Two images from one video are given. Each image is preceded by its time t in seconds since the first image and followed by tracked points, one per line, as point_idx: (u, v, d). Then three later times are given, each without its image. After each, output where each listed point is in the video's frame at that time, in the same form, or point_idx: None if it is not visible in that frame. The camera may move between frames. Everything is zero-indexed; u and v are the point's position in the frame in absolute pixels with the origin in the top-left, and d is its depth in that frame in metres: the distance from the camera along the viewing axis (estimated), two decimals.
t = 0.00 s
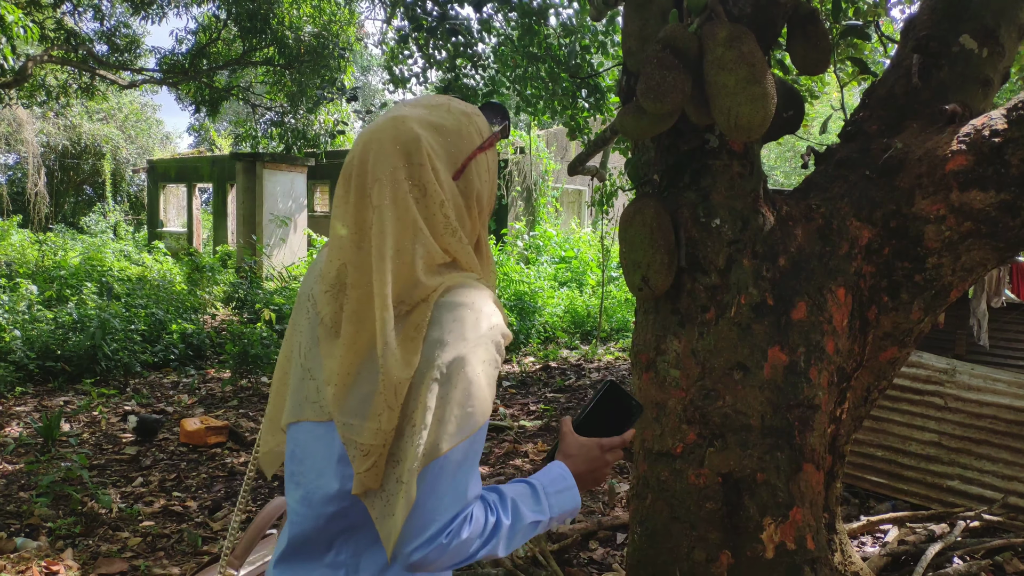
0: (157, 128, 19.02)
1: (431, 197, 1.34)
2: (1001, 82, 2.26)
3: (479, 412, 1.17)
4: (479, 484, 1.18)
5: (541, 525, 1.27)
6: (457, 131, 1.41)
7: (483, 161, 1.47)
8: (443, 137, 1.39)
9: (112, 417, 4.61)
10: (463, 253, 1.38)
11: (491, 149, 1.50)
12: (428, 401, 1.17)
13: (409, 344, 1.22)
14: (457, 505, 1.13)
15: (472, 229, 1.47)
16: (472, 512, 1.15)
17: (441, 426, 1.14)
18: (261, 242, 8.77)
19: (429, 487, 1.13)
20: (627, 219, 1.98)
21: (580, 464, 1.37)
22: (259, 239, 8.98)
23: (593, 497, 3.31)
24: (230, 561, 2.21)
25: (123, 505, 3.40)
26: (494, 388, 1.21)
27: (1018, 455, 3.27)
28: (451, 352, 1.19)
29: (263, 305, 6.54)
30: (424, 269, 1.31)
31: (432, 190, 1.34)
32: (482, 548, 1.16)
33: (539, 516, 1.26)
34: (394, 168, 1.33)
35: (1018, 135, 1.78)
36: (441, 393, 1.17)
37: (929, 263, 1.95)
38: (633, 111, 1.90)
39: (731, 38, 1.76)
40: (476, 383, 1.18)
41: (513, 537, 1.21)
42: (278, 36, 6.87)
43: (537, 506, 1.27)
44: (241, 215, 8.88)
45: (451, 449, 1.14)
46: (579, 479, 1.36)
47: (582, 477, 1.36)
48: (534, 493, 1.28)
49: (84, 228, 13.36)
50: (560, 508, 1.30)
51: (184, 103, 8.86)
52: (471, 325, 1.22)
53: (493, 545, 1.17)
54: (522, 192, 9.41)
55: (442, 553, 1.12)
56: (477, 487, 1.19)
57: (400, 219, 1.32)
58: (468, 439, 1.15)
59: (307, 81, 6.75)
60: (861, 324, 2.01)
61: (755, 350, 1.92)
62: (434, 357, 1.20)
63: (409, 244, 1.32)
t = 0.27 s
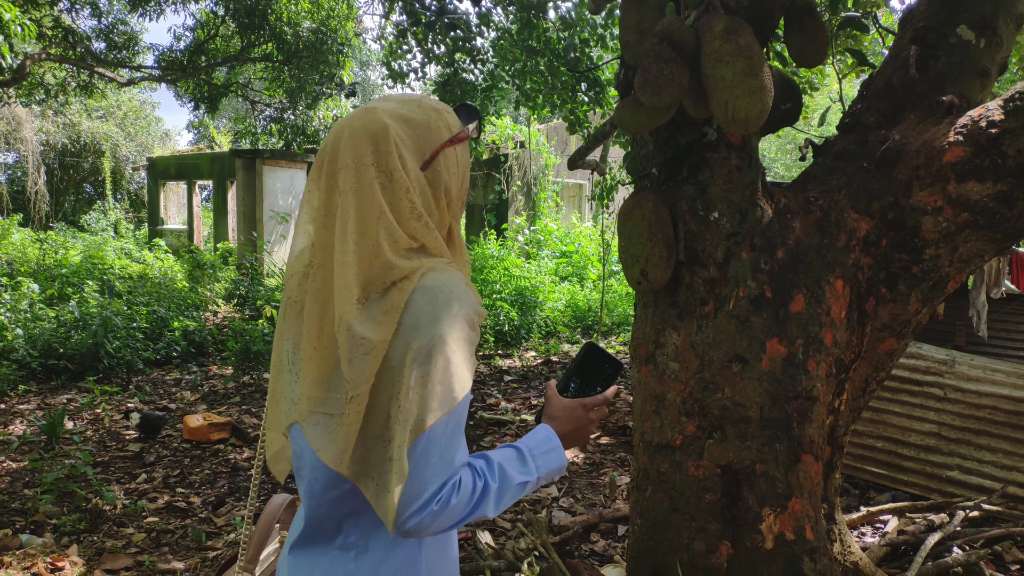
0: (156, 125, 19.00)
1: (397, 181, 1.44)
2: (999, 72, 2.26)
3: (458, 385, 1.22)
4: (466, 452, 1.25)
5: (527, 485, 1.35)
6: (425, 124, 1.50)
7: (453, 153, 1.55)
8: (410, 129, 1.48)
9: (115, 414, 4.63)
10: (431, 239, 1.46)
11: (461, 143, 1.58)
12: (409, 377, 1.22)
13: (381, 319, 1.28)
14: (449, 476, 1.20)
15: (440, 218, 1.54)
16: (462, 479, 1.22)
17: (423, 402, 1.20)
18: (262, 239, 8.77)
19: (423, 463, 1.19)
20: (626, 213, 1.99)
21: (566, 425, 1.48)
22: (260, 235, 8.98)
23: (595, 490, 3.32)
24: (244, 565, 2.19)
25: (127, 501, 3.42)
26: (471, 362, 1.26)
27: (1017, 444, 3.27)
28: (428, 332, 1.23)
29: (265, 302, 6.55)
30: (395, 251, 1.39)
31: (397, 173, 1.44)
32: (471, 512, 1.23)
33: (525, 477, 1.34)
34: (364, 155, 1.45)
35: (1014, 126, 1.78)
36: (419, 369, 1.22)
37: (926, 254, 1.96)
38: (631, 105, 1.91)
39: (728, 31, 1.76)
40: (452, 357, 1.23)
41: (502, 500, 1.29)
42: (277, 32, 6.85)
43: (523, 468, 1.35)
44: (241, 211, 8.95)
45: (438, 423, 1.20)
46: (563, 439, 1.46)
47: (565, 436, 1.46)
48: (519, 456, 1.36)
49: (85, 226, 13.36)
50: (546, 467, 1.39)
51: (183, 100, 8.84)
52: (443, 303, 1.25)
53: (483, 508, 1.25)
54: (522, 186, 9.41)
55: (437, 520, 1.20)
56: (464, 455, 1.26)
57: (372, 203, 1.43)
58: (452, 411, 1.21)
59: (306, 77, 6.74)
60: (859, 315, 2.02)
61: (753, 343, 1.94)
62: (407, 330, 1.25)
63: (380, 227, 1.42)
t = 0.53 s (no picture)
0: (158, 126, 19.03)
1: (369, 179, 1.47)
2: (995, 71, 2.26)
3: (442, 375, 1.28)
4: (452, 438, 1.32)
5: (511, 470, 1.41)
6: (401, 128, 1.53)
7: (431, 158, 1.56)
8: (386, 132, 1.51)
9: (117, 414, 4.65)
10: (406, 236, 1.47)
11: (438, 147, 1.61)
12: (395, 371, 1.26)
13: (361, 313, 1.31)
14: (434, 461, 1.27)
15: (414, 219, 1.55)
16: (449, 463, 1.29)
17: (410, 392, 1.25)
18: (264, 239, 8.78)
19: (411, 448, 1.26)
20: (624, 211, 2.00)
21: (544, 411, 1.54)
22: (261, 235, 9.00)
23: (595, 488, 3.33)
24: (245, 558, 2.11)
25: (129, 501, 3.44)
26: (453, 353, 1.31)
27: (1017, 442, 3.28)
28: (411, 326, 1.27)
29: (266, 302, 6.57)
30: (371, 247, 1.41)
31: (368, 171, 1.47)
32: (461, 494, 1.30)
33: (511, 461, 1.41)
34: (337, 154, 1.49)
35: (1009, 124, 1.78)
36: (403, 361, 1.26)
37: (924, 252, 1.96)
38: (629, 105, 1.91)
39: (725, 31, 1.77)
40: (435, 349, 1.27)
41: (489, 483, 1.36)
42: (278, 32, 6.87)
43: (508, 452, 1.41)
44: (242, 211, 9.01)
45: (426, 409, 1.26)
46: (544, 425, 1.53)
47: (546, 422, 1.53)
48: (505, 441, 1.42)
49: (87, 227, 13.39)
50: (529, 452, 1.45)
51: (184, 101, 8.86)
52: (423, 298, 1.29)
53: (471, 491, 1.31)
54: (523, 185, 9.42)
55: (427, 503, 1.26)
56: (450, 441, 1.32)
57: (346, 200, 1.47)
58: (438, 398, 1.26)
59: (307, 78, 6.75)
60: (857, 313, 2.03)
61: (752, 340, 1.95)
62: (388, 324, 1.29)
63: (354, 223, 1.44)
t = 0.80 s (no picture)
0: (160, 128, 19.10)
1: (360, 180, 1.54)
2: (993, 69, 2.26)
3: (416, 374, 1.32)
4: (429, 436, 1.37)
5: (491, 467, 1.45)
6: (396, 141, 1.60)
7: (425, 171, 1.63)
8: (381, 141, 1.58)
9: (119, 416, 4.66)
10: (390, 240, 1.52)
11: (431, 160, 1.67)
12: (370, 372, 1.31)
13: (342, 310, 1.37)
14: (411, 458, 1.31)
15: (401, 226, 1.60)
16: (425, 460, 1.33)
17: (384, 391, 1.30)
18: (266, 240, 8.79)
19: (386, 445, 1.30)
20: (622, 211, 2.01)
21: (530, 409, 1.61)
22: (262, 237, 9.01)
23: (596, 488, 3.33)
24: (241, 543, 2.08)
25: (131, 502, 3.45)
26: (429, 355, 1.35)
27: (1019, 440, 3.27)
28: (386, 328, 1.32)
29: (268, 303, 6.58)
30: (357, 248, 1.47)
31: (362, 173, 1.54)
32: (436, 491, 1.34)
33: (490, 459, 1.45)
34: (333, 158, 1.56)
35: (1006, 122, 1.78)
36: (377, 362, 1.31)
37: (923, 251, 1.96)
38: (626, 106, 1.92)
39: (721, 32, 1.78)
40: (409, 352, 1.32)
41: (465, 480, 1.40)
42: (279, 34, 6.89)
43: (488, 451, 1.47)
44: (244, 213, 9.03)
45: (401, 409, 1.30)
46: (528, 423, 1.59)
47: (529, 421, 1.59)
48: (484, 440, 1.47)
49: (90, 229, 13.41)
50: (511, 450, 1.51)
51: (186, 103, 8.88)
52: (400, 302, 1.34)
53: (447, 488, 1.36)
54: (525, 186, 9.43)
55: (401, 500, 1.30)
56: (427, 439, 1.37)
57: (336, 199, 1.53)
58: (411, 398, 1.31)
59: (308, 79, 6.76)
60: (855, 312, 2.03)
61: (751, 340, 1.95)
62: (366, 323, 1.34)
63: (342, 224, 1.51)
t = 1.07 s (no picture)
0: (159, 128, 19.08)
1: (364, 187, 1.58)
2: (987, 71, 2.28)
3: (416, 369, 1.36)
4: (424, 429, 1.39)
5: (485, 468, 1.47)
6: (400, 146, 1.63)
7: (428, 173, 1.65)
8: (383, 147, 1.62)
9: (117, 417, 4.67)
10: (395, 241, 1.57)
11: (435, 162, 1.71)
12: (371, 361, 1.37)
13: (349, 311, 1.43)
14: (405, 450, 1.34)
15: (408, 228, 1.65)
16: (418, 453, 1.36)
17: (384, 383, 1.35)
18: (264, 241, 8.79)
19: (379, 432, 1.35)
20: (619, 213, 2.02)
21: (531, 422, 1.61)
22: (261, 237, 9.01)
23: (594, 488, 3.35)
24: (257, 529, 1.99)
25: (128, 504, 3.46)
26: (431, 351, 1.40)
27: (1014, 439, 3.28)
28: (390, 327, 1.38)
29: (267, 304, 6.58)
30: (360, 252, 1.52)
31: (363, 182, 1.58)
32: (425, 483, 1.36)
33: (484, 460, 1.46)
34: (337, 166, 1.61)
35: (997, 124, 1.80)
36: (379, 355, 1.37)
37: (916, 252, 1.98)
38: (622, 108, 1.93)
39: (715, 35, 1.79)
40: (408, 345, 1.36)
41: (457, 478, 1.41)
42: (278, 35, 6.89)
43: (483, 453, 1.48)
44: (243, 213, 9.03)
45: (400, 400, 1.35)
46: (529, 434, 1.60)
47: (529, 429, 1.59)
48: (480, 441, 1.48)
49: (88, 230, 13.40)
50: (507, 456, 1.51)
51: (185, 103, 8.87)
52: (402, 299, 1.40)
53: (437, 484, 1.37)
54: (524, 186, 9.46)
55: (390, 488, 1.32)
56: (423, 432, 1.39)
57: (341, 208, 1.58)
58: (409, 390, 1.35)
59: (307, 80, 6.76)
60: (850, 313, 2.04)
61: (746, 341, 1.97)
62: (371, 320, 1.41)
63: (347, 229, 1.56)
